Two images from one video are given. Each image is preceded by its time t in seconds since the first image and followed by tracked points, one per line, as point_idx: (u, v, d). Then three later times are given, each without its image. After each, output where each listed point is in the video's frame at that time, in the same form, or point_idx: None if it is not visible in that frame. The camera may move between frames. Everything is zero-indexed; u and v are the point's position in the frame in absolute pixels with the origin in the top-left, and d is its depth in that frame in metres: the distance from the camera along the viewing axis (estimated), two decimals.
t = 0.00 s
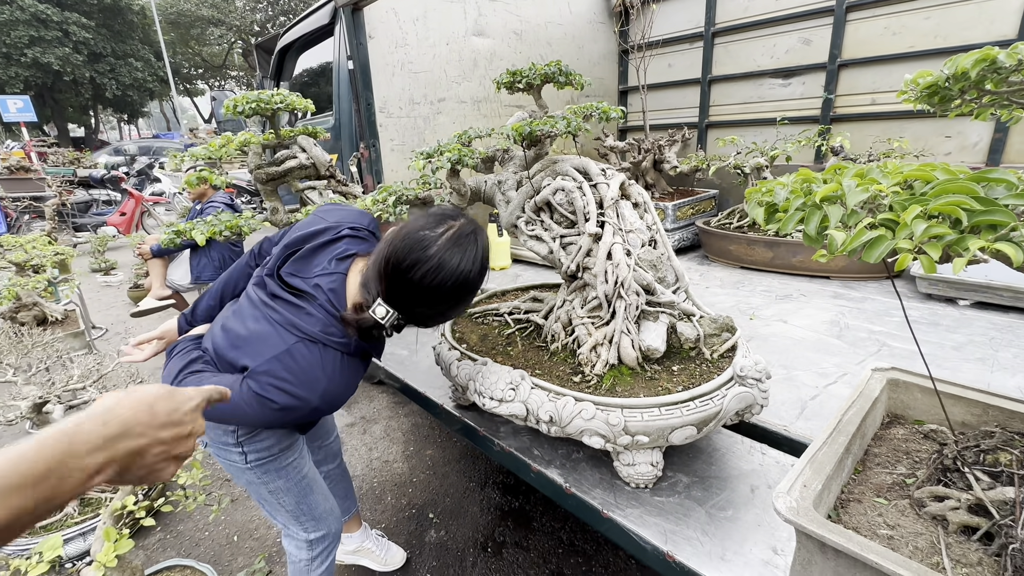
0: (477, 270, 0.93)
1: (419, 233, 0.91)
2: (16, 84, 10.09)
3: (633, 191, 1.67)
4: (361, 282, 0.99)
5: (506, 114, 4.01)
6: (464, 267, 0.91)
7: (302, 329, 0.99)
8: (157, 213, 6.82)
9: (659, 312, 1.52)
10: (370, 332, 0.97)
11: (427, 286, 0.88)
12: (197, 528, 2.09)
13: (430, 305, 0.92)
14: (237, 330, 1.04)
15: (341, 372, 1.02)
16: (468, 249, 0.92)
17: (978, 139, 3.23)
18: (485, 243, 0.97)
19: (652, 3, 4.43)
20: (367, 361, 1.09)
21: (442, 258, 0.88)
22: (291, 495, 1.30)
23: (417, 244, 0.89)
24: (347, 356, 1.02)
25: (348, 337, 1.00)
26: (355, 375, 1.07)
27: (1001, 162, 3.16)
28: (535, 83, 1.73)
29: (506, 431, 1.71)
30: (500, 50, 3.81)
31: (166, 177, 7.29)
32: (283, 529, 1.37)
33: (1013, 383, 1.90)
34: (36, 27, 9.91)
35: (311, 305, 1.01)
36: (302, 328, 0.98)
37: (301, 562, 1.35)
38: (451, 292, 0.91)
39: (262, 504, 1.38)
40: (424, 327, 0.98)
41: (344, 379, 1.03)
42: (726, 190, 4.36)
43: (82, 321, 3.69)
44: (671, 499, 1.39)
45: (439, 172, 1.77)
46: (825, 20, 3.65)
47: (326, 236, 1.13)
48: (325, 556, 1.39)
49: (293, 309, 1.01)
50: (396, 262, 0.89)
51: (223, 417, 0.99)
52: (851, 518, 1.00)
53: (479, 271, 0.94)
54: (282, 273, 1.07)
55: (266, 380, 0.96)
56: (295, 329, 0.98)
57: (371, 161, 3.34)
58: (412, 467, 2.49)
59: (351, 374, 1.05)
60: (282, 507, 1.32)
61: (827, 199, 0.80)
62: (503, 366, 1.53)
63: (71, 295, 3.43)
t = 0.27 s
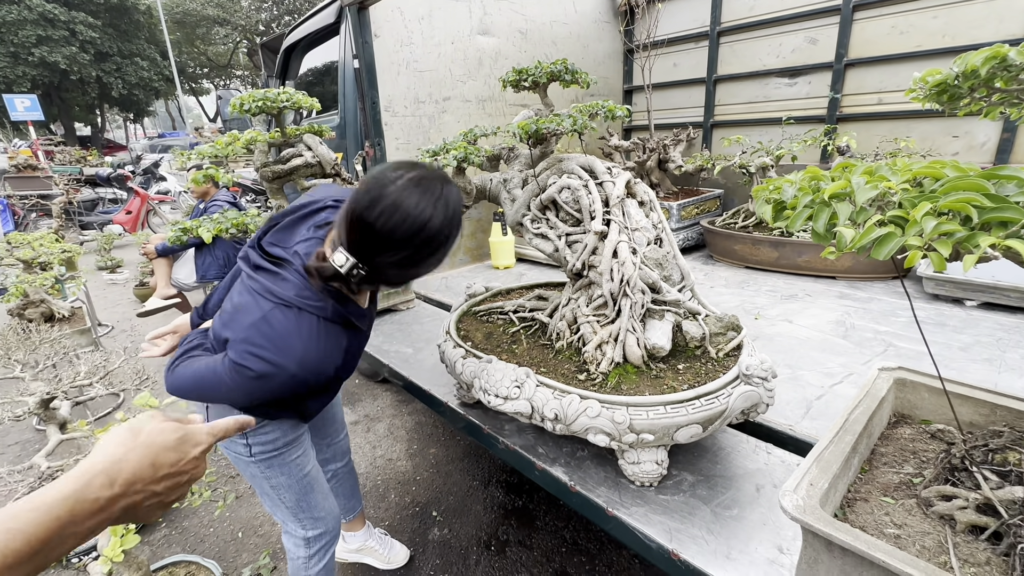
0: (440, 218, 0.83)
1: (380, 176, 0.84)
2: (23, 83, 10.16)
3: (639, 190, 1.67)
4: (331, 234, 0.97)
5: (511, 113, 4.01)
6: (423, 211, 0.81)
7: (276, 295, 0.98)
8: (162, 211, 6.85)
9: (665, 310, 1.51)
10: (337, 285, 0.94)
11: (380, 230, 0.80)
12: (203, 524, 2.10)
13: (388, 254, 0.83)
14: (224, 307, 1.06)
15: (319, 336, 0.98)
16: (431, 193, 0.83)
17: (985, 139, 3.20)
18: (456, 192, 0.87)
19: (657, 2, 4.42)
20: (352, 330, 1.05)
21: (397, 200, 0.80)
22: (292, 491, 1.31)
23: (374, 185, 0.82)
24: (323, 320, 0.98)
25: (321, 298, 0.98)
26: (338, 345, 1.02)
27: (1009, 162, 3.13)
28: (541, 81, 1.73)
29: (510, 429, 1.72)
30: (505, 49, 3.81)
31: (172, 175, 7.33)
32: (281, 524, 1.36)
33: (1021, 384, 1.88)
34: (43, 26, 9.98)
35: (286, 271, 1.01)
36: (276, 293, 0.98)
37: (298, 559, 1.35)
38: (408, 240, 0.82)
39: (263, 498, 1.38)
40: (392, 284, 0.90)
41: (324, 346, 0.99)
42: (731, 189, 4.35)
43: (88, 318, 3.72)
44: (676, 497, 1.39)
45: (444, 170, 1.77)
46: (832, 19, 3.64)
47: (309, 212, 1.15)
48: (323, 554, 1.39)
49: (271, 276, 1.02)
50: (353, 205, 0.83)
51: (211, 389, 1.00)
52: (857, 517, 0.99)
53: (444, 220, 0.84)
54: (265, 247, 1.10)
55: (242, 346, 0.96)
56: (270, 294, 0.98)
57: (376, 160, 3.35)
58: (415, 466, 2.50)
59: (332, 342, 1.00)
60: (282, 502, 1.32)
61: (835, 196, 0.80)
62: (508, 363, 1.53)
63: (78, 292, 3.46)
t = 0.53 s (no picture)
0: (388, 176, 0.87)
1: (336, 132, 0.89)
2: (33, 85, 10.27)
3: (645, 191, 1.66)
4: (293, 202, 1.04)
5: (516, 115, 4.01)
6: (370, 167, 0.86)
7: (243, 267, 1.05)
8: (170, 212, 6.89)
9: (671, 312, 1.51)
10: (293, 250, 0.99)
11: (325, 181, 0.85)
12: (207, 523, 2.11)
13: (333, 207, 0.87)
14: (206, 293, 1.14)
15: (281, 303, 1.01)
16: (381, 151, 0.87)
17: (995, 142, 3.18)
18: (411, 156, 0.92)
19: (663, 5, 4.42)
20: (315, 304, 1.07)
21: (346, 154, 0.85)
22: (292, 491, 1.31)
23: (327, 139, 0.88)
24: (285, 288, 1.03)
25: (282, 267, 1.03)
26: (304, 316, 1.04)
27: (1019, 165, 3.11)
28: (548, 83, 1.73)
29: (515, 430, 1.71)
30: (511, 51, 3.82)
31: (179, 176, 7.39)
32: (280, 522, 1.37)
33: None
34: (54, 29, 10.09)
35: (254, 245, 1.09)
36: (243, 265, 1.06)
37: (296, 560, 1.36)
38: (354, 194, 0.86)
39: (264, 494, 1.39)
40: (339, 242, 0.93)
41: (283, 315, 1.01)
42: (737, 192, 4.34)
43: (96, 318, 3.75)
44: (682, 500, 1.39)
45: (451, 171, 1.77)
46: (839, 22, 3.62)
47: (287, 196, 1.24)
48: (321, 555, 1.39)
49: (239, 253, 1.10)
50: (304, 157, 0.88)
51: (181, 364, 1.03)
52: (866, 521, 0.98)
53: (392, 179, 0.88)
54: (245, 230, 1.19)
55: (209, 314, 1.01)
56: (238, 266, 1.06)
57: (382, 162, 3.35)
58: (419, 467, 2.50)
59: (291, 312, 1.02)
60: (281, 501, 1.32)
61: (845, 197, 0.79)
62: (513, 365, 1.53)
63: (86, 292, 3.49)
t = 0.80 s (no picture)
0: (374, 203, 0.87)
1: (329, 156, 0.91)
2: (46, 89, 10.42)
3: (651, 197, 1.66)
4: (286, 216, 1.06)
5: (522, 120, 4.03)
6: (356, 192, 0.86)
7: (229, 276, 1.08)
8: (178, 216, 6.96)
9: (677, 318, 1.50)
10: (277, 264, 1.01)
11: (311, 205, 0.86)
12: (212, 526, 2.12)
13: (319, 228, 0.89)
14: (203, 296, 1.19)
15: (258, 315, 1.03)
16: (371, 178, 0.88)
17: (1003, 149, 3.15)
18: (401, 184, 0.92)
19: (669, 11, 4.44)
20: (299, 316, 1.07)
21: (335, 179, 0.87)
22: (291, 493, 1.32)
23: (319, 162, 0.89)
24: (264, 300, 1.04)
25: (262, 278, 1.04)
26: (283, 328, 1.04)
27: None
28: (554, 89, 1.73)
29: (519, 435, 1.71)
30: (517, 57, 3.85)
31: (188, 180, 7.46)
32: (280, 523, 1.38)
33: None
34: (67, 34, 10.24)
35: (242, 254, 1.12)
36: (229, 275, 1.08)
37: (298, 562, 1.36)
38: (339, 218, 0.87)
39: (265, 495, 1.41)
40: (323, 263, 0.95)
41: (263, 326, 1.03)
42: (743, 198, 4.33)
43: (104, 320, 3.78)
44: (687, 507, 1.38)
45: (457, 177, 1.78)
46: (846, 28, 3.62)
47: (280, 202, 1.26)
48: (322, 558, 1.39)
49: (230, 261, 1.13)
50: (296, 177, 0.90)
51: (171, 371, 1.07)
52: (873, 531, 0.98)
53: (378, 208, 0.88)
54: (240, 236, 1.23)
55: (194, 323, 1.05)
56: (224, 275, 1.09)
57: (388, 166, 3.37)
58: (423, 471, 2.50)
59: (271, 323, 1.03)
60: (281, 503, 1.33)
61: (852, 205, 0.79)
62: (518, 370, 1.53)
63: (95, 294, 3.53)
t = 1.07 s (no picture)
0: (400, 263, 0.90)
1: (354, 212, 0.92)
2: (62, 95, 10.64)
3: (651, 204, 1.68)
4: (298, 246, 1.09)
5: (527, 126, 4.07)
6: (385, 254, 0.89)
7: (240, 290, 1.13)
8: (189, 219, 7.05)
9: (676, 323, 1.52)
10: (288, 293, 1.04)
11: (340, 264, 0.88)
12: (218, 525, 2.16)
13: (345, 285, 0.91)
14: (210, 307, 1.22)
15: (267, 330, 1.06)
16: (397, 239, 0.90)
17: (1010, 155, 3.14)
18: (427, 242, 0.95)
19: (674, 17, 4.46)
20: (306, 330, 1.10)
21: (363, 241, 0.88)
22: (292, 488, 1.35)
23: (349, 222, 0.90)
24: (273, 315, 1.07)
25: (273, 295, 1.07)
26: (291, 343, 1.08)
27: None
28: (556, 97, 1.76)
29: (520, 438, 1.73)
30: (523, 64, 3.89)
31: (199, 184, 7.57)
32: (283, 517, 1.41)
33: None
34: (83, 41, 10.46)
35: (253, 269, 1.15)
36: (241, 288, 1.12)
37: (301, 557, 1.39)
38: (366, 278, 0.90)
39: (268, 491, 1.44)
40: (343, 309, 0.99)
41: (272, 338, 1.06)
42: (748, 203, 4.33)
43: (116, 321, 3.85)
44: (685, 511, 1.39)
45: (460, 183, 1.81)
46: (852, 34, 3.62)
47: (291, 213, 1.29)
48: (326, 552, 1.42)
49: (240, 274, 1.18)
50: (323, 231, 0.91)
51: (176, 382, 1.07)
52: (867, 535, 0.99)
53: (404, 270, 0.92)
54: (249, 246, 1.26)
55: (206, 338, 1.08)
56: (236, 288, 1.12)
57: (395, 171, 3.41)
58: (427, 474, 2.52)
59: (281, 336, 1.07)
60: (284, 499, 1.36)
61: (841, 213, 0.81)
62: (518, 373, 1.55)
63: (108, 296, 3.59)
